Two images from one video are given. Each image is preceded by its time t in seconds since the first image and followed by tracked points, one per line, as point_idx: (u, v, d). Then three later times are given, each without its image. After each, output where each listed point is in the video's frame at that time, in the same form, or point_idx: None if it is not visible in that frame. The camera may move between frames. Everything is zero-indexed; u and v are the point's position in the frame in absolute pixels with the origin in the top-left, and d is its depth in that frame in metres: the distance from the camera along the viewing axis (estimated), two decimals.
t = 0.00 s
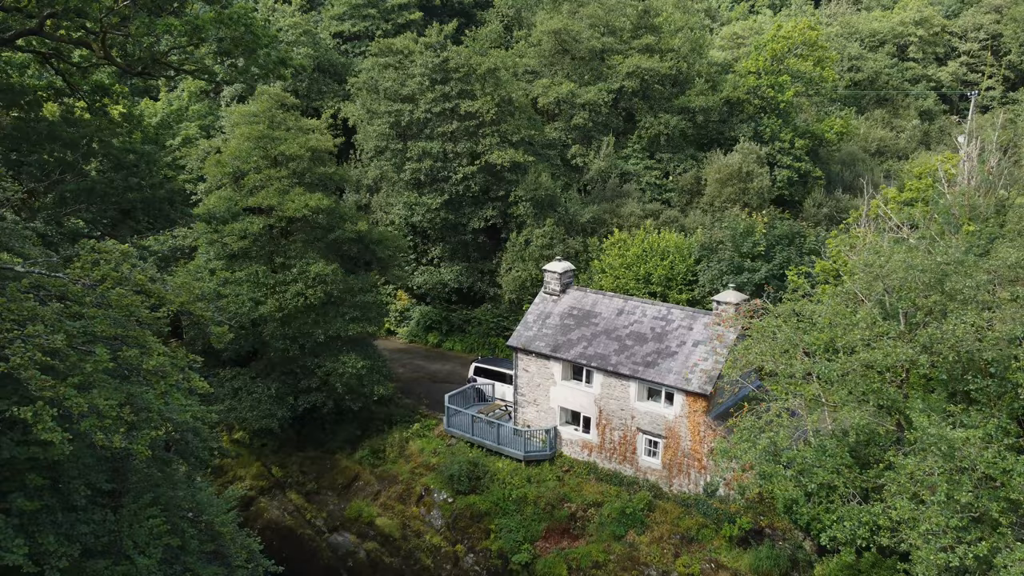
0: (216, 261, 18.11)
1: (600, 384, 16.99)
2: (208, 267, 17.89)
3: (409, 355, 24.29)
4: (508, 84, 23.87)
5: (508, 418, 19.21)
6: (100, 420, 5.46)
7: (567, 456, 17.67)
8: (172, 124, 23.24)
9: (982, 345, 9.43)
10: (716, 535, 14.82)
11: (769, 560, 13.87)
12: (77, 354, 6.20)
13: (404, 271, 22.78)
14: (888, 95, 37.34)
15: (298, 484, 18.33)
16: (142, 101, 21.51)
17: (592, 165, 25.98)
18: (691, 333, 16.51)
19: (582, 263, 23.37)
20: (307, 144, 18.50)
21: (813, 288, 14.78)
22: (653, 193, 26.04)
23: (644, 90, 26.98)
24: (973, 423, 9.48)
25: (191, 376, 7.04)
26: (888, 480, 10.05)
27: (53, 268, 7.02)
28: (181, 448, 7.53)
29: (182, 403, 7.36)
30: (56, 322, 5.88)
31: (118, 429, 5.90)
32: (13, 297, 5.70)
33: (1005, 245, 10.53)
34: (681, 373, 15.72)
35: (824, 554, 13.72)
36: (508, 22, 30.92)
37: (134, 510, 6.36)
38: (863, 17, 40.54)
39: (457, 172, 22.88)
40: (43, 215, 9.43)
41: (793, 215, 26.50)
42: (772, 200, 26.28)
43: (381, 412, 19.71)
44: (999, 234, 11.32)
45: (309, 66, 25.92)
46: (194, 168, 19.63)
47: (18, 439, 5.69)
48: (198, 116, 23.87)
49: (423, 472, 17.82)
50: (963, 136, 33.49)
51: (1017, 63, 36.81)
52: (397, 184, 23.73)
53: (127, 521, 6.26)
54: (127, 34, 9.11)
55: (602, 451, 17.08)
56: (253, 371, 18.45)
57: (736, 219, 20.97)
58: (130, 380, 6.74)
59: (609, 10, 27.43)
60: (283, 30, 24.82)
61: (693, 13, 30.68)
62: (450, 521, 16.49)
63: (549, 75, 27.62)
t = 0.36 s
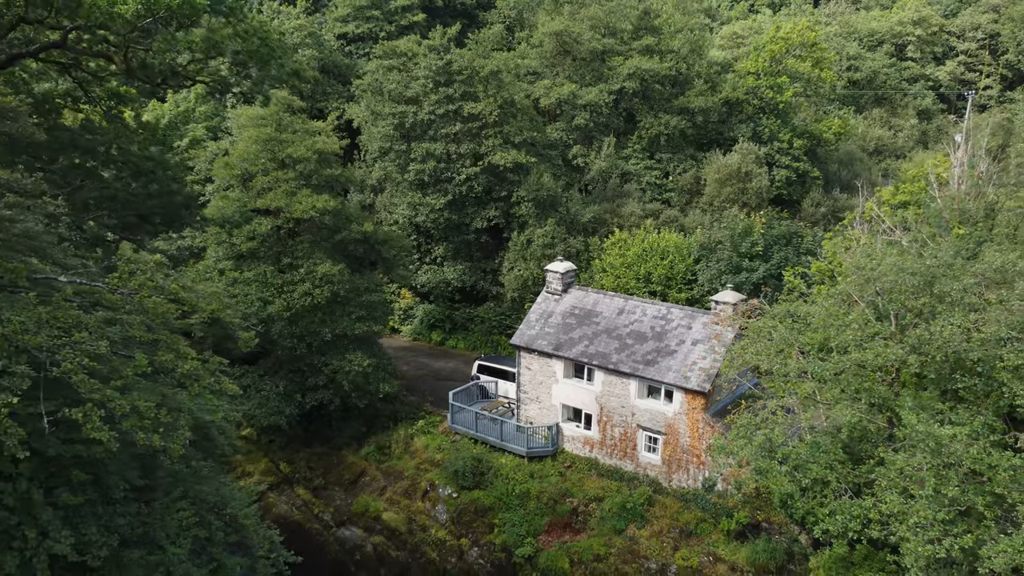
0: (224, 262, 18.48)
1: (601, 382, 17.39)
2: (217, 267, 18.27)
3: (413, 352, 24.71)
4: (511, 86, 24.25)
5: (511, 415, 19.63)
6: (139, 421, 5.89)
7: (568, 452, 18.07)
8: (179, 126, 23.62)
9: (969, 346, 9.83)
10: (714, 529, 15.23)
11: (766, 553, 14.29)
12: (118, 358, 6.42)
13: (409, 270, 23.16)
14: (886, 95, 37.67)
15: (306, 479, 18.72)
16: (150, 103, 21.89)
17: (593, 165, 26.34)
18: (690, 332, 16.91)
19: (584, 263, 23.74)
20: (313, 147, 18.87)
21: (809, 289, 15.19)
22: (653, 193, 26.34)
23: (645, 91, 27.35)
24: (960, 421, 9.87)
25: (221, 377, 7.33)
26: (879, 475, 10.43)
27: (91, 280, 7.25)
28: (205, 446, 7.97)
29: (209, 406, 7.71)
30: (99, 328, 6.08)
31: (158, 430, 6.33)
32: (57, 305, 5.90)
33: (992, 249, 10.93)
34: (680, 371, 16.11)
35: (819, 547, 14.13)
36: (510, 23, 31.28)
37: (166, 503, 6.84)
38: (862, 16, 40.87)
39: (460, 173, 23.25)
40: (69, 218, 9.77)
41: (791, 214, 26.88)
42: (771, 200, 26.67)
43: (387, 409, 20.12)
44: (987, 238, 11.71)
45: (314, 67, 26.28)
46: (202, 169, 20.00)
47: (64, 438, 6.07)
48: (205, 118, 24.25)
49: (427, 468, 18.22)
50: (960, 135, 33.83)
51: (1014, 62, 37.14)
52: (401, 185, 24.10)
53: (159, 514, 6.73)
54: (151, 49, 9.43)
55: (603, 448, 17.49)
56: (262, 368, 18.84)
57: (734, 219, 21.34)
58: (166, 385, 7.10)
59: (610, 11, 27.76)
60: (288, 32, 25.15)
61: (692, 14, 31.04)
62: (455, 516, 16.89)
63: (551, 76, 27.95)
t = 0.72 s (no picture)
0: (233, 262, 18.88)
1: (602, 380, 17.81)
2: (226, 268, 18.66)
3: (417, 351, 25.13)
4: (513, 88, 24.66)
5: (514, 412, 20.05)
6: (174, 419, 6.29)
7: (570, 448, 18.48)
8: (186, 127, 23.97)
9: (956, 346, 10.25)
10: (712, 523, 15.65)
11: (763, 547, 14.72)
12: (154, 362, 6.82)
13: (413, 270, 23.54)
14: (885, 94, 38.10)
15: (313, 475, 19.13)
16: (158, 106, 22.26)
17: (594, 166, 26.67)
18: (689, 331, 17.32)
19: (585, 262, 24.11)
20: (320, 149, 19.24)
21: (804, 289, 15.59)
22: (653, 193, 26.67)
23: (645, 92, 27.72)
24: (948, 418, 10.28)
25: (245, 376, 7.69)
26: (870, 470, 10.84)
27: (126, 286, 7.45)
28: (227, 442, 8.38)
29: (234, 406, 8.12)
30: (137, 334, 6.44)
31: (194, 429, 6.70)
32: (98, 313, 6.20)
33: (979, 253, 11.35)
34: (679, 369, 16.52)
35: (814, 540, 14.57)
36: (511, 25, 31.66)
37: (193, 497, 7.27)
38: (861, 16, 41.25)
39: (463, 174, 23.63)
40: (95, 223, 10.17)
41: (790, 214, 27.24)
42: (769, 200, 27.03)
43: (392, 406, 20.50)
44: (975, 241, 12.13)
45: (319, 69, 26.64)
46: (210, 171, 20.38)
47: (104, 437, 6.50)
48: (211, 119, 24.62)
49: (432, 464, 18.64)
50: (957, 134, 34.18)
51: (1012, 62, 37.50)
52: (404, 185, 24.48)
53: (189, 505, 7.14)
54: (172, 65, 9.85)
55: (604, 444, 17.92)
56: (270, 366, 19.25)
57: (733, 219, 21.72)
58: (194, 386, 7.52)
59: (610, 13, 28.09)
60: (293, 35, 25.48)
61: (692, 16, 31.43)
62: (460, 510, 17.30)
63: (552, 77, 28.28)
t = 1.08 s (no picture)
0: (241, 262, 19.27)
1: (602, 377, 18.21)
2: (234, 268, 19.05)
3: (420, 348, 25.55)
4: (514, 90, 25.06)
5: (516, 408, 20.46)
6: (205, 417, 6.73)
7: (571, 444, 18.89)
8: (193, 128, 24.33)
9: (943, 346, 10.65)
10: (710, 517, 16.07)
11: (759, 539, 15.14)
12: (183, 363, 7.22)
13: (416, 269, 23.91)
14: (883, 93, 38.51)
15: (319, 471, 19.54)
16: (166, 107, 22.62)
17: (595, 166, 27.01)
18: (688, 330, 17.73)
19: (586, 261, 24.49)
20: (326, 151, 19.61)
21: (800, 289, 16.00)
22: (653, 192, 26.98)
23: (645, 94, 28.07)
24: (936, 414, 10.68)
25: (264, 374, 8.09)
26: (861, 465, 11.25)
27: (157, 291, 7.74)
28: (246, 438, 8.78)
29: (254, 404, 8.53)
30: (167, 337, 6.83)
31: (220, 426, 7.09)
32: (132, 317, 6.59)
33: (967, 255, 11.75)
34: (678, 367, 16.93)
35: (809, 533, 14.98)
36: (513, 25, 32.03)
37: (216, 490, 7.68)
38: (859, 16, 41.63)
39: (466, 175, 24.03)
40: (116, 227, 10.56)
41: (788, 212, 27.62)
42: (768, 199, 27.39)
43: (396, 403, 20.89)
44: (964, 243, 12.53)
45: (322, 70, 26.94)
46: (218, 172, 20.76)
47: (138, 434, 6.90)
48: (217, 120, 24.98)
49: (436, 460, 19.05)
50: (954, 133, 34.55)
51: (1009, 61, 37.86)
52: (408, 185, 24.87)
53: (214, 497, 7.59)
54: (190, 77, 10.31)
55: (605, 440, 18.33)
56: (277, 364, 19.66)
57: (731, 219, 22.10)
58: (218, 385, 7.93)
59: (610, 14, 28.42)
60: (298, 36, 25.73)
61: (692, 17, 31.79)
62: (463, 505, 17.71)
63: (553, 78, 28.59)
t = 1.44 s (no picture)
0: (250, 261, 19.69)
1: (603, 373, 18.66)
2: (243, 267, 19.48)
3: (424, 345, 26.03)
4: (517, 91, 25.48)
5: (519, 403, 20.93)
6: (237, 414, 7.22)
7: (573, 438, 19.35)
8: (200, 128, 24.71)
9: (931, 344, 11.10)
10: (707, 509, 16.56)
11: (755, 531, 15.63)
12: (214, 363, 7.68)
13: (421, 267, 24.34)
14: (880, 92, 38.92)
15: (327, 465, 20.00)
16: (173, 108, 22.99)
17: (595, 165, 27.36)
18: (686, 327, 18.18)
19: (587, 259, 24.92)
20: (332, 152, 20.02)
21: (795, 289, 16.45)
22: (653, 191, 27.37)
23: (645, 94, 28.42)
24: (924, 410, 11.12)
25: (286, 372, 8.56)
26: (852, 458, 11.70)
27: (188, 296, 8.14)
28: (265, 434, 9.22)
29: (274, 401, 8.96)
30: (198, 338, 7.28)
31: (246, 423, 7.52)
32: (166, 321, 7.05)
33: (955, 257, 12.20)
34: (677, 363, 17.38)
35: (803, 524, 15.46)
36: (514, 26, 32.40)
37: (241, 482, 8.13)
38: (858, 15, 42.02)
39: (470, 175, 24.49)
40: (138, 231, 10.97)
41: (786, 211, 28.04)
42: (766, 198, 27.79)
43: (401, 399, 21.34)
44: (953, 245, 12.97)
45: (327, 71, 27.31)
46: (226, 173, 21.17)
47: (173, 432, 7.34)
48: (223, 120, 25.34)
49: (441, 454, 19.51)
50: (950, 132, 34.97)
51: (1006, 60, 38.24)
52: (412, 185, 25.29)
53: (239, 488, 8.05)
54: (208, 86, 10.76)
55: (606, 434, 18.79)
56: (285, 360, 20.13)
57: (730, 219, 22.53)
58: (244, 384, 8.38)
59: (611, 15, 28.79)
60: (303, 37, 26.08)
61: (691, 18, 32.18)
62: (468, 498, 18.16)
63: (555, 78, 28.98)
